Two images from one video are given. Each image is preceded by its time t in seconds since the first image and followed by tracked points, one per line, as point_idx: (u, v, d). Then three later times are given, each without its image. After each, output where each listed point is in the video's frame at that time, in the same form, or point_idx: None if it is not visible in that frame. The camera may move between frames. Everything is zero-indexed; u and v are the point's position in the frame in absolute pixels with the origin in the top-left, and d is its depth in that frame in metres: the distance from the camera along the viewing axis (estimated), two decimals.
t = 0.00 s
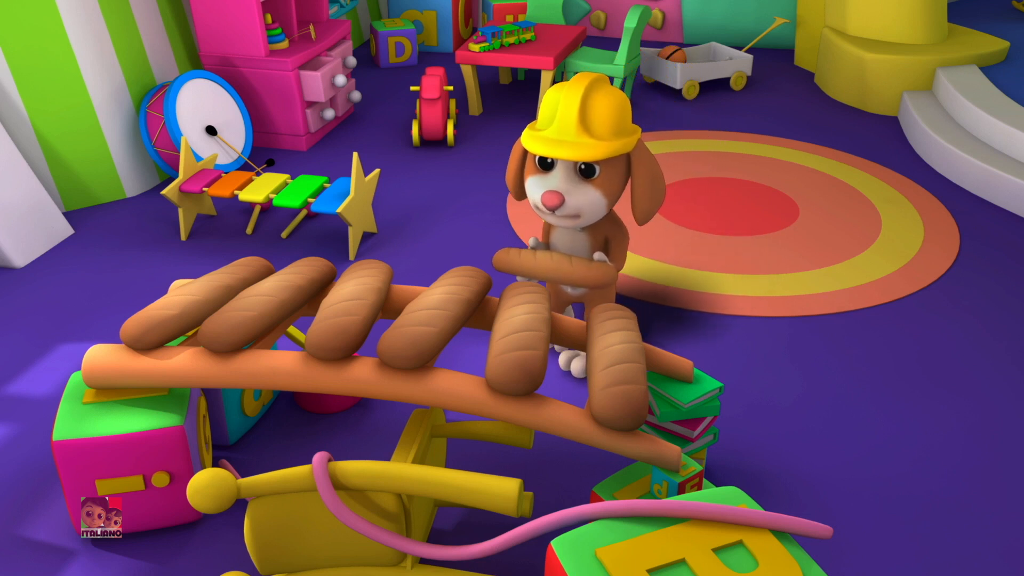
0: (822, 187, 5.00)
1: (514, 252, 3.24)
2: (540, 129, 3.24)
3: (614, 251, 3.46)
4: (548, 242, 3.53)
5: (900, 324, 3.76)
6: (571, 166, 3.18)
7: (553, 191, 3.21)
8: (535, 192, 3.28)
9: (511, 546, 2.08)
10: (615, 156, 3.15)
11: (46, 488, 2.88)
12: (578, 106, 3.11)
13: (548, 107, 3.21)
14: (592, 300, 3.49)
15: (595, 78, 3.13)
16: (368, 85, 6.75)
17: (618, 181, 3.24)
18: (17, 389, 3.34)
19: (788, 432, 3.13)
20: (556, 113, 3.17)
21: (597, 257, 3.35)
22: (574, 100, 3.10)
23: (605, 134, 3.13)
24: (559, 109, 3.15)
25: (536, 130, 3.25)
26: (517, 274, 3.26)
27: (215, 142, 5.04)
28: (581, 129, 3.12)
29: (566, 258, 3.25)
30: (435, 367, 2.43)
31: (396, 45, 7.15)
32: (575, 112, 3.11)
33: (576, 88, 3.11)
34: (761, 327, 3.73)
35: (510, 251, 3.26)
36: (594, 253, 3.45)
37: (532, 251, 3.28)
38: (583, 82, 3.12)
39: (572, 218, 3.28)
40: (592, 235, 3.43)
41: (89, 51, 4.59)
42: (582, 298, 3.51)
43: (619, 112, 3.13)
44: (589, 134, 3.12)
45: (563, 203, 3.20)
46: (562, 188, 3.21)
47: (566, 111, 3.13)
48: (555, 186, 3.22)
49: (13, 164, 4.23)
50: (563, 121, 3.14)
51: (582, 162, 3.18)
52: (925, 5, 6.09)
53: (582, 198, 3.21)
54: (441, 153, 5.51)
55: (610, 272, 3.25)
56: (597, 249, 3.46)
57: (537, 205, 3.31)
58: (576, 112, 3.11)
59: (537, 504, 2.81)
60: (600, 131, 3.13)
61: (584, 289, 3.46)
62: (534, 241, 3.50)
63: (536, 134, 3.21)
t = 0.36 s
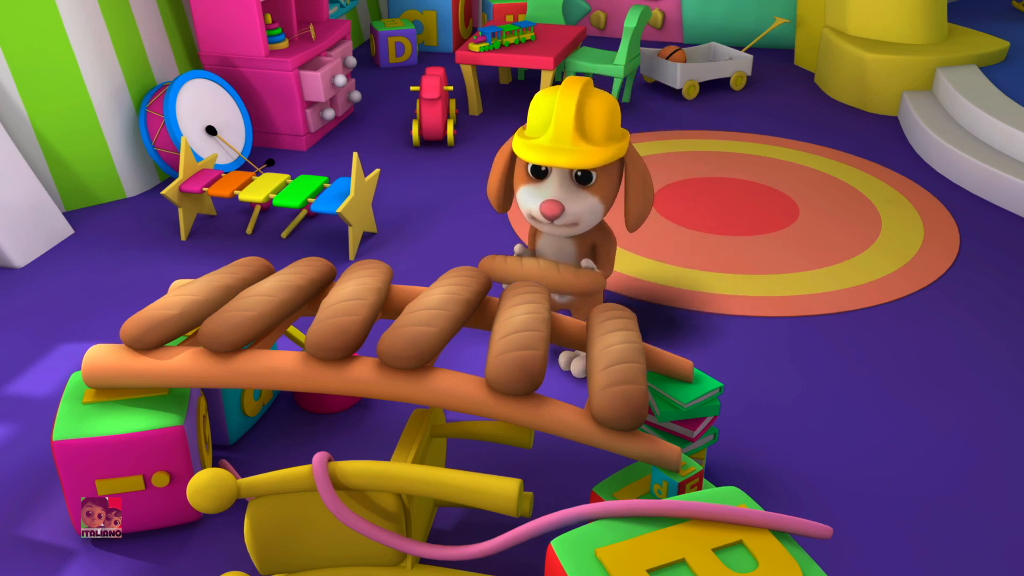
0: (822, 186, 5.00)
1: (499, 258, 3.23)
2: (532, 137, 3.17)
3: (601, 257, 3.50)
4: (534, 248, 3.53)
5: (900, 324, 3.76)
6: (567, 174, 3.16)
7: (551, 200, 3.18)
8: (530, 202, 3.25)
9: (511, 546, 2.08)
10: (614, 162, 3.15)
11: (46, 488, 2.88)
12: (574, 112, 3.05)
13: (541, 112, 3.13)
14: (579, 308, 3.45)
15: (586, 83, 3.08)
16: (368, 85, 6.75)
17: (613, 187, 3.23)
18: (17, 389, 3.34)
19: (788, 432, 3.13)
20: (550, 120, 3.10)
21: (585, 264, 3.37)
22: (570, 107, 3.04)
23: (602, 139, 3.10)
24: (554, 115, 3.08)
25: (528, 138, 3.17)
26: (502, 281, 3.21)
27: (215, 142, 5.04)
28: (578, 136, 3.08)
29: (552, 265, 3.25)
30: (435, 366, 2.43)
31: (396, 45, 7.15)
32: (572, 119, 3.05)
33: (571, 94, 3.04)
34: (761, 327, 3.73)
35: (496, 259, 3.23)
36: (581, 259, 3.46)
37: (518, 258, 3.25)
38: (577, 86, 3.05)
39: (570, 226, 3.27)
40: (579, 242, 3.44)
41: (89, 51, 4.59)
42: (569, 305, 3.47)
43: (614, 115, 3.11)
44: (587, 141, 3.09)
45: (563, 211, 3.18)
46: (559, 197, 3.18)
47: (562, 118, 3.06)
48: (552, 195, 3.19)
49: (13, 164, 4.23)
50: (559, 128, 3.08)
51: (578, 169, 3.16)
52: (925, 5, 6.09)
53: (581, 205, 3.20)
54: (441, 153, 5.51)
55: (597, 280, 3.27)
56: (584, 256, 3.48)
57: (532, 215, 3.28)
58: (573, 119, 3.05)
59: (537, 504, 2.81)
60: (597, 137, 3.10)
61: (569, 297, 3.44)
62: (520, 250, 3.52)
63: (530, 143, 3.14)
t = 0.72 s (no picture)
0: (822, 186, 5.01)
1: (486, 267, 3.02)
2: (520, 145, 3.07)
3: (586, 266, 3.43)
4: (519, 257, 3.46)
5: (900, 324, 3.76)
6: (557, 181, 3.09)
7: (543, 207, 3.11)
8: (520, 210, 3.18)
9: (511, 546, 2.08)
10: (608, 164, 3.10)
11: (46, 488, 2.89)
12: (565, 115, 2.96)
13: (529, 117, 3.04)
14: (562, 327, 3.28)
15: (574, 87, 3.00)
16: (368, 85, 6.75)
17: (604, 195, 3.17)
18: (17, 389, 3.35)
19: (788, 432, 3.13)
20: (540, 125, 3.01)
21: (569, 273, 3.30)
22: (561, 110, 2.94)
23: (594, 141, 3.04)
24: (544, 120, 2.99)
25: (516, 145, 3.07)
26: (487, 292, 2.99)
27: (215, 142, 5.04)
28: (571, 140, 3.00)
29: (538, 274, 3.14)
30: (435, 367, 2.43)
31: (396, 45, 7.15)
32: (564, 122, 2.96)
33: (561, 98, 2.95)
34: (761, 327, 3.74)
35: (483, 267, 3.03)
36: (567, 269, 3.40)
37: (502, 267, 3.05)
38: (566, 89, 2.97)
39: (561, 233, 3.20)
40: (565, 251, 3.38)
41: (89, 50, 4.59)
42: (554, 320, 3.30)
43: (603, 116, 3.05)
44: (579, 144, 3.01)
45: (555, 219, 3.12)
46: (551, 203, 3.11)
47: (553, 122, 2.96)
48: (542, 203, 3.12)
49: (13, 164, 4.23)
50: (550, 133, 2.98)
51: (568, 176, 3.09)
52: (925, 5, 6.09)
53: (573, 213, 3.14)
54: (441, 153, 5.51)
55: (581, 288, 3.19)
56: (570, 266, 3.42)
57: (522, 223, 3.21)
58: (565, 122, 2.96)
59: (537, 504, 2.81)
60: (589, 139, 3.03)
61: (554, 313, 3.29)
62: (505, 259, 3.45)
63: (519, 150, 3.04)
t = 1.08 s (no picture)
0: (822, 186, 5.01)
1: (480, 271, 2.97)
2: (504, 153, 3.02)
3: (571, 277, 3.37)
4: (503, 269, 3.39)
5: (900, 324, 3.76)
6: (542, 189, 3.02)
7: (528, 215, 3.04)
8: (504, 218, 3.11)
9: (511, 546, 2.08)
10: (594, 171, 3.06)
11: (46, 488, 2.88)
12: (549, 122, 2.92)
13: (514, 123, 2.98)
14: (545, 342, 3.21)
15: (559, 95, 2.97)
16: (368, 85, 6.75)
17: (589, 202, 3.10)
18: (17, 389, 3.34)
19: (788, 432, 3.13)
20: (524, 132, 2.97)
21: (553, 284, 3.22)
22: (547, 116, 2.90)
23: (579, 148, 3.00)
24: (529, 125, 2.94)
25: (501, 153, 3.02)
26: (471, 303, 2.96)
27: (215, 142, 5.04)
28: (556, 146, 2.95)
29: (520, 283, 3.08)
30: (435, 367, 2.43)
31: (396, 45, 7.15)
32: (548, 128, 2.91)
33: (546, 104, 2.92)
34: (761, 327, 3.74)
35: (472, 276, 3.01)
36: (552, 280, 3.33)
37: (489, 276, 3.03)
38: (551, 96, 2.94)
39: (547, 242, 3.13)
40: (549, 262, 3.31)
41: (89, 50, 4.59)
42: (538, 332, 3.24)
43: (589, 123, 3.02)
44: (564, 150, 2.97)
45: (540, 227, 3.05)
46: (535, 211, 3.04)
47: (538, 127, 2.92)
48: (526, 210, 3.05)
49: (13, 164, 4.23)
50: (533, 139, 2.94)
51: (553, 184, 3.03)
52: (925, 5, 6.09)
53: (558, 222, 3.07)
54: (441, 153, 5.51)
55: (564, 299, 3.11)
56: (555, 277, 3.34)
57: (507, 232, 3.14)
58: (549, 129, 2.92)
59: (537, 504, 2.81)
60: (574, 147, 2.98)
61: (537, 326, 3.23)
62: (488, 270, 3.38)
63: (503, 158, 2.99)
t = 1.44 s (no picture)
0: (822, 186, 5.01)
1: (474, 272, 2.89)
2: (496, 161, 3.00)
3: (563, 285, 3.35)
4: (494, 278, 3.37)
5: (900, 324, 3.76)
6: (533, 198, 3.01)
7: (520, 224, 3.03)
8: (496, 227, 3.09)
9: (511, 546, 2.08)
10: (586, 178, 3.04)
11: (46, 488, 2.89)
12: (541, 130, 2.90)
13: (505, 131, 2.97)
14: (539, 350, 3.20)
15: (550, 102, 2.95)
16: (368, 85, 6.75)
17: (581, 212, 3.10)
18: (17, 389, 3.34)
19: (788, 432, 3.13)
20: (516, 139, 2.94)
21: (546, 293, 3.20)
22: (538, 123, 2.88)
23: (571, 155, 2.98)
24: (520, 132, 2.92)
25: (492, 161, 3.00)
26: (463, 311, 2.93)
27: (215, 142, 5.04)
28: (548, 153, 2.93)
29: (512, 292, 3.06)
30: (435, 367, 2.43)
31: (396, 45, 7.15)
32: (539, 135, 2.89)
33: (537, 111, 2.90)
34: (761, 327, 3.74)
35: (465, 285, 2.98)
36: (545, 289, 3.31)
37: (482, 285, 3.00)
38: (542, 103, 2.92)
39: (539, 251, 3.12)
40: (540, 270, 3.29)
41: (89, 50, 4.59)
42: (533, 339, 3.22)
43: (580, 130, 3.00)
44: (556, 157, 2.94)
45: (533, 235, 3.03)
46: (527, 219, 3.03)
47: (529, 135, 2.89)
48: (519, 219, 3.04)
49: (13, 164, 4.23)
50: (525, 147, 2.91)
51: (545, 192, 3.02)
52: (925, 5, 6.09)
53: (550, 230, 3.06)
54: (441, 153, 5.51)
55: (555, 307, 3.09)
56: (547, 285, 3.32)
57: (498, 241, 3.12)
58: (540, 136, 2.90)
59: (537, 504, 2.81)
60: (566, 153, 2.96)
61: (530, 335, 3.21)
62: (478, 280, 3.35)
63: (495, 166, 2.97)
